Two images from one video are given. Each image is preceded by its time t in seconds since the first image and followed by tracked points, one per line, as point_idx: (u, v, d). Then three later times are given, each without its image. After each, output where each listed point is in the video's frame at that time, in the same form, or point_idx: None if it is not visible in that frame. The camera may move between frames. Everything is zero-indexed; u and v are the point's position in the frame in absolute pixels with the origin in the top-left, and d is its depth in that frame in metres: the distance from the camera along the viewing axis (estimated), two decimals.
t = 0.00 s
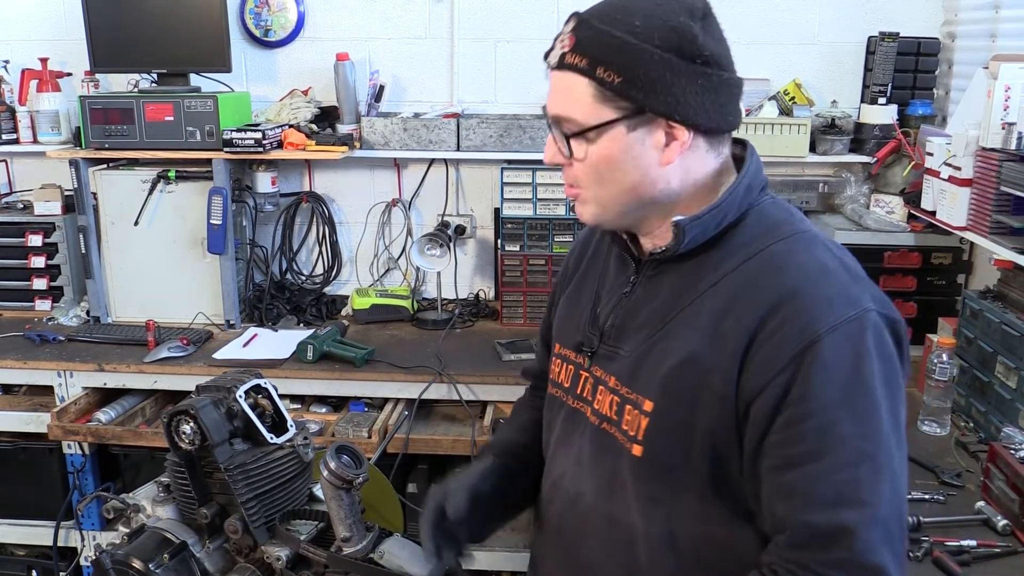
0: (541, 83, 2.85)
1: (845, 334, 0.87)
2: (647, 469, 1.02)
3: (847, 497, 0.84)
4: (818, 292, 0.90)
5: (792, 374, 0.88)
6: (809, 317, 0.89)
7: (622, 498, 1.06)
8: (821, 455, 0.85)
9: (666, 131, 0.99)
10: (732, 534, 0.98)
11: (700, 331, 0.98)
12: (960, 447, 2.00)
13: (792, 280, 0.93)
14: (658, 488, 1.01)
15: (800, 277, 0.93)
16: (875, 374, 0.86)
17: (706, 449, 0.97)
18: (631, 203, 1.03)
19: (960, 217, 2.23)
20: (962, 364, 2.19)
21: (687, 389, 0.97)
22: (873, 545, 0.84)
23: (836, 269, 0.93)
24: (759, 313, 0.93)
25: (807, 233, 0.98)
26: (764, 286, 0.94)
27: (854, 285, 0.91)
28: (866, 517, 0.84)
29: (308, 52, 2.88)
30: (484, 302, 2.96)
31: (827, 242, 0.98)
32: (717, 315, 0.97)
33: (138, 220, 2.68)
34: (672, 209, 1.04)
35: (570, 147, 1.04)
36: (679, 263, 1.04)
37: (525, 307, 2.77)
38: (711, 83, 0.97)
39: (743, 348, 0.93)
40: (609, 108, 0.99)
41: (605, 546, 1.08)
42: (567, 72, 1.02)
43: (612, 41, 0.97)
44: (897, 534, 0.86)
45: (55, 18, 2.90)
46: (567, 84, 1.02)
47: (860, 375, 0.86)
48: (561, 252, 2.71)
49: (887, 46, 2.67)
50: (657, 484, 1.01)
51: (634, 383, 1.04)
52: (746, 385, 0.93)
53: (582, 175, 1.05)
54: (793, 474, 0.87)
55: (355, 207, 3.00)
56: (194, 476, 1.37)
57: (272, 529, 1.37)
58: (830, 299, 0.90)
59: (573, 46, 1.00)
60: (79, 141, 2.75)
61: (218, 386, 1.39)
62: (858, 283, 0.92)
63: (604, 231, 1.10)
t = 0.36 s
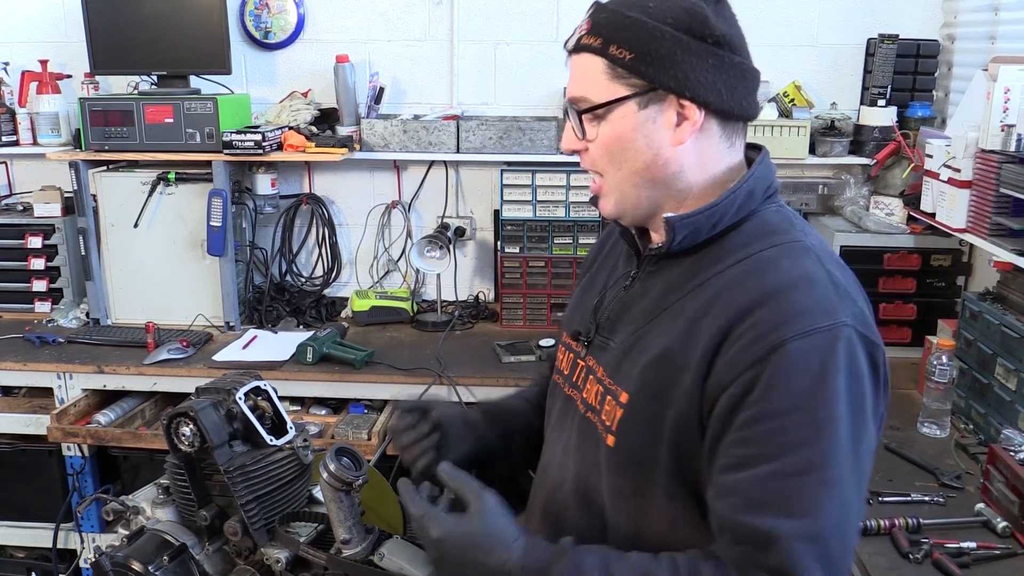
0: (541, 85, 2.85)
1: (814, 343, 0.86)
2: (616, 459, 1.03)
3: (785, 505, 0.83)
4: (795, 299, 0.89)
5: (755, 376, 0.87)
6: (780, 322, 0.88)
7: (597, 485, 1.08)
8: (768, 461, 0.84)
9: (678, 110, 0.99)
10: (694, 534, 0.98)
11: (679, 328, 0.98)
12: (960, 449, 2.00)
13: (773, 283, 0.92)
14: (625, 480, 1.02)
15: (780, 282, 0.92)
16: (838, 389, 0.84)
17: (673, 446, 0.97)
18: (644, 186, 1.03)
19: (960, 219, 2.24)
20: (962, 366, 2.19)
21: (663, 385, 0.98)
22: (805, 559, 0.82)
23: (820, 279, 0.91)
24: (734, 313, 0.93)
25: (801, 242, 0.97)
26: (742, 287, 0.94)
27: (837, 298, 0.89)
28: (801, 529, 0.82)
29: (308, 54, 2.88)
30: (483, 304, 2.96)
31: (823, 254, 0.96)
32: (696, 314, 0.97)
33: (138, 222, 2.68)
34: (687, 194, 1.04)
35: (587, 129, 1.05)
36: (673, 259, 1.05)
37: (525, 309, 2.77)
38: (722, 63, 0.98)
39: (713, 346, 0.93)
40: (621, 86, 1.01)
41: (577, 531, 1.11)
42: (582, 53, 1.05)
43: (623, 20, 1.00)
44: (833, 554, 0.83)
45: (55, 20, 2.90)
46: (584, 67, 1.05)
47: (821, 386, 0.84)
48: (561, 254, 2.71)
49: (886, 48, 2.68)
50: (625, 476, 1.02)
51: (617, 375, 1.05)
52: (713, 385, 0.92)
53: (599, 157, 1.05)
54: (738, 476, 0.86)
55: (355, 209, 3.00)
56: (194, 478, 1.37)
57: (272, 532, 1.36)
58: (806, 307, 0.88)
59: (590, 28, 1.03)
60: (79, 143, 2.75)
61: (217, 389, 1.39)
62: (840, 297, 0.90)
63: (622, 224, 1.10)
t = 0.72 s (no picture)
0: (540, 87, 2.85)
1: (767, 334, 0.86)
2: (589, 448, 1.04)
3: (734, 496, 0.85)
4: (753, 289, 0.89)
5: (709, 367, 0.88)
6: (734, 312, 0.88)
7: (574, 475, 1.10)
8: (719, 450, 0.86)
9: (665, 103, 0.99)
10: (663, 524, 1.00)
11: (646, 319, 0.98)
12: (959, 451, 2.00)
13: (734, 273, 0.92)
14: (597, 469, 1.03)
15: (741, 272, 0.91)
16: (789, 381, 0.84)
17: (640, 437, 0.98)
18: (639, 183, 1.02)
19: (959, 221, 2.23)
20: (961, 368, 2.19)
21: (628, 376, 0.98)
22: (748, 547, 0.83)
23: (782, 270, 0.90)
24: (695, 303, 0.93)
25: (771, 233, 0.96)
26: (704, 278, 0.94)
27: (798, 290, 0.88)
28: (745, 518, 0.83)
29: (307, 57, 2.88)
30: (482, 307, 2.97)
31: (795, 245, 0.95)
32: (662, 305, 0.97)
33: (137, 224, 2.68)
34: (683, 189, 1.02)
35: (581, 139, 1.05)
36: (655, 254, 1.06)
37: (524, 311, 2.77)
38: (702, 55, 0.99)
39: (672, 336, 0.93)
40: (606, 89, 1.02)
41: (556, 517, 1.15)
42: (565, 67, 1.07)
43: (600, 28, 1.02)
44: (775, 546, 0.83)
45: (54, 23, 2.90)
46: (568, 79, 1.06)
47: (770, 377, 0.84)
48: (560, 257, 2.71)
49: (885, 50, 2.68)
50: (597, 466, 1.03)
51: (593, 367, 1.06)
52: (671, 374, 0.93)
53: (595, 162, 1.05)
54: (693, 464, 0.88)
55: (354, 211, 3.00)
56: (193, 481, 1.37)
57: (270, 534, 1.36)
58: (764, 297, 0.88)
59: (569, 41, 1.06)
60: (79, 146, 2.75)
61: (217, 392, 1.39)
62: (801, 287, 0.89)
63: (617, 226, 1.09)
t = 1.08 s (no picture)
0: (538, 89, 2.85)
1: (706, 330, 0.85)
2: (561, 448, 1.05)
3: (677, 492, 0.85)
4: (696, 285, 0.88)
5: (653, 365, 0.88)
6: (677, 309, 0.88)
7: (554, 475, 1.12)
8: (663, 446, 0.86)
9: (624, 103, 0.99)
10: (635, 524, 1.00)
11: (606, 319, 0.99)
12: (957, 453, 2.00)
13: (682, 270, 0.91)
14: (569, 469, 1.04)
15: (688, 269, 0.91)
16: (726, 376, 0.83)
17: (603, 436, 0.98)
18: (600, 182, 1.03)
19: (956, 223, 2.23)
20: (959, 370, 2.19)
21: (588, 376, 0.99)
22: (689, 543, 0.83)
23: (727, 265, 0.90)
24: (645, 302, 0.93)
25: (723, 229, 0.95)
26: (657, 276, 0.94)
27: (741, 285, 0.87)
28: (687, 514, 0.83)
29: (304, 59, 2.88)
30: (480, 309, 2.96)
31: (747, 240, 0.94)
32: (621, 305, 0.97)
33: (135, 226, 2.68)
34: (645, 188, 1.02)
35: (548, 137, 1.07)
36: (631, 255, 1.06)
37: (522, 313, 2.76)
38: (663, 55, 0.97)
39: (624, 334, 0.94)
40: (568, 89, 1.02)
41: (545, 520, 1.16)
42: (536, 67, 1.08)
43: (566, 29, 1.02)
44: (718, 542, 0.83)
45: (52, 25, 2.90)
46: (538, 79, 1.07)
47: (707, 373, 0.84)
48: (558, 258, 2.71)
49: (883, 52, 2.69)
50: (569, 466, 1.04)
51: (568, 367, 1.07)
52: (624, 373, 0.93)
53: (562, 160, 1.06)
54: (640, 460, 0.88)
55: (352, 214, 3.00)
56: (191, 483, 1.37)
57: (268, 537, 1.36)
58: (706, 293, 0.87)
59: (541, 42, 1.07)
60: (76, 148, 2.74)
61: (215, 394, 1.39)
62: (744, 282, 0.88)
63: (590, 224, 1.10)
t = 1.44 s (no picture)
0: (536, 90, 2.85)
1: (692, 331, 0.85)
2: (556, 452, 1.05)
3: (670, 493, 0.85)
4: (683, 286, 0.89)
5: (642, 367, 0.88)
6: (664, 310, 0.88)
7: (550, 479, 1.12)
8: (653, 448, 0.86)
9: (604, 109, 1.00)
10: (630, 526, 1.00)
11: (596, 323, 0.99)
12: (954, 454, 2.01)
13: (669, 271, 0.92)
14: (565, 472, 1.05)
15: (675, 271, 0.91)
16: (715, 375, 0.84)
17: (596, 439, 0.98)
18: (582, 186, 1.04)
19: (953, 225, 2.23)
20: (956, 370, 2.19)
21: (580, 379, 0.99)
22: (682, 544, 0.83)
23: (713, 265, 0.90)
24: (633, 304, 0.93)
25: (710, 229, 0.95)
26: (645, 278, 0.95)
27: (726, 284, 0.88)
28: (679, 514, 0.83)
29: (302, 60, 2.88)
30: (478, 310, 2.96)
31: (733, 240, 0.94)
32: (611, 308, 0.98)
33: (132, 227, 2.68)
34: (626, 192, 1.03)
35: (528, 140, 1.08)
36: (621, 257, 1.06)
37: (520, 314, 2.76)
38: (642, 60, 0.98)
39: (613, 337, 0.94)
40: (549, 94, 1.03)
41: (542, 523, 1.16)
42: (516, 70, 1.08)
43: (546, 34, 1.03)
44: (710, 541, 0.83)
45: (49, 26, 2.90)
46: (518, 82, 1.08)
47: (696, 373, 0.84)
48: (556, 260, 2.71)
49: (880, 53, 2.67)
50: (565, 469, 1.05)
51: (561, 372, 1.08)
52: (614, 376, 0.93)
53: (543, 164, 1.07)
54: (631, 462, 0.88)
55: (349, 215, 3.00)
56: (189, 485, 1.37)
57: (266, 538, 1.36)
58: (692, 294, 0.88)
59: (521, 46, 1.07)
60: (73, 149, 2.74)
61: (212, 395, 1.39)
62: (729, 281, 0.88)
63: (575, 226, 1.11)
